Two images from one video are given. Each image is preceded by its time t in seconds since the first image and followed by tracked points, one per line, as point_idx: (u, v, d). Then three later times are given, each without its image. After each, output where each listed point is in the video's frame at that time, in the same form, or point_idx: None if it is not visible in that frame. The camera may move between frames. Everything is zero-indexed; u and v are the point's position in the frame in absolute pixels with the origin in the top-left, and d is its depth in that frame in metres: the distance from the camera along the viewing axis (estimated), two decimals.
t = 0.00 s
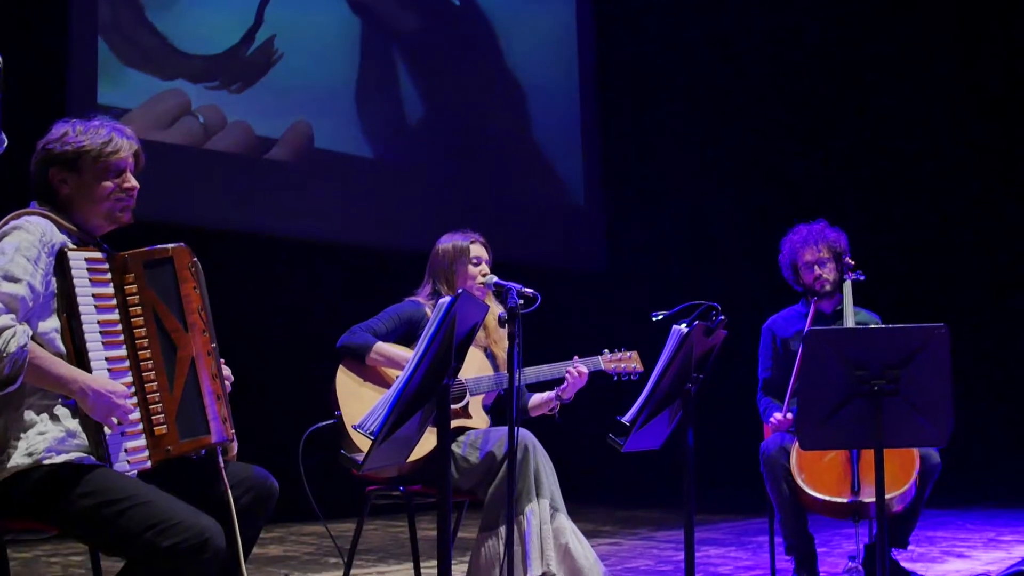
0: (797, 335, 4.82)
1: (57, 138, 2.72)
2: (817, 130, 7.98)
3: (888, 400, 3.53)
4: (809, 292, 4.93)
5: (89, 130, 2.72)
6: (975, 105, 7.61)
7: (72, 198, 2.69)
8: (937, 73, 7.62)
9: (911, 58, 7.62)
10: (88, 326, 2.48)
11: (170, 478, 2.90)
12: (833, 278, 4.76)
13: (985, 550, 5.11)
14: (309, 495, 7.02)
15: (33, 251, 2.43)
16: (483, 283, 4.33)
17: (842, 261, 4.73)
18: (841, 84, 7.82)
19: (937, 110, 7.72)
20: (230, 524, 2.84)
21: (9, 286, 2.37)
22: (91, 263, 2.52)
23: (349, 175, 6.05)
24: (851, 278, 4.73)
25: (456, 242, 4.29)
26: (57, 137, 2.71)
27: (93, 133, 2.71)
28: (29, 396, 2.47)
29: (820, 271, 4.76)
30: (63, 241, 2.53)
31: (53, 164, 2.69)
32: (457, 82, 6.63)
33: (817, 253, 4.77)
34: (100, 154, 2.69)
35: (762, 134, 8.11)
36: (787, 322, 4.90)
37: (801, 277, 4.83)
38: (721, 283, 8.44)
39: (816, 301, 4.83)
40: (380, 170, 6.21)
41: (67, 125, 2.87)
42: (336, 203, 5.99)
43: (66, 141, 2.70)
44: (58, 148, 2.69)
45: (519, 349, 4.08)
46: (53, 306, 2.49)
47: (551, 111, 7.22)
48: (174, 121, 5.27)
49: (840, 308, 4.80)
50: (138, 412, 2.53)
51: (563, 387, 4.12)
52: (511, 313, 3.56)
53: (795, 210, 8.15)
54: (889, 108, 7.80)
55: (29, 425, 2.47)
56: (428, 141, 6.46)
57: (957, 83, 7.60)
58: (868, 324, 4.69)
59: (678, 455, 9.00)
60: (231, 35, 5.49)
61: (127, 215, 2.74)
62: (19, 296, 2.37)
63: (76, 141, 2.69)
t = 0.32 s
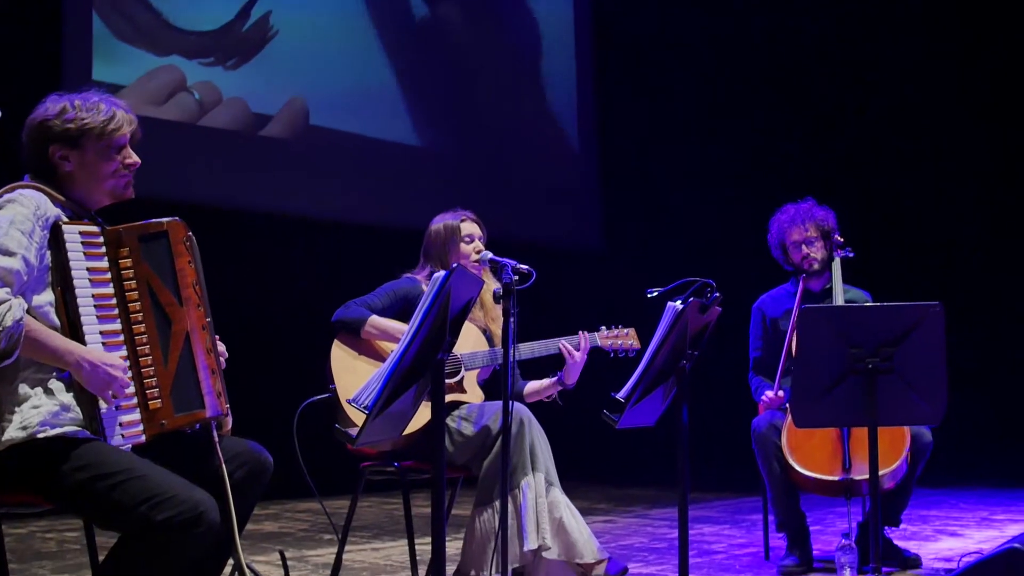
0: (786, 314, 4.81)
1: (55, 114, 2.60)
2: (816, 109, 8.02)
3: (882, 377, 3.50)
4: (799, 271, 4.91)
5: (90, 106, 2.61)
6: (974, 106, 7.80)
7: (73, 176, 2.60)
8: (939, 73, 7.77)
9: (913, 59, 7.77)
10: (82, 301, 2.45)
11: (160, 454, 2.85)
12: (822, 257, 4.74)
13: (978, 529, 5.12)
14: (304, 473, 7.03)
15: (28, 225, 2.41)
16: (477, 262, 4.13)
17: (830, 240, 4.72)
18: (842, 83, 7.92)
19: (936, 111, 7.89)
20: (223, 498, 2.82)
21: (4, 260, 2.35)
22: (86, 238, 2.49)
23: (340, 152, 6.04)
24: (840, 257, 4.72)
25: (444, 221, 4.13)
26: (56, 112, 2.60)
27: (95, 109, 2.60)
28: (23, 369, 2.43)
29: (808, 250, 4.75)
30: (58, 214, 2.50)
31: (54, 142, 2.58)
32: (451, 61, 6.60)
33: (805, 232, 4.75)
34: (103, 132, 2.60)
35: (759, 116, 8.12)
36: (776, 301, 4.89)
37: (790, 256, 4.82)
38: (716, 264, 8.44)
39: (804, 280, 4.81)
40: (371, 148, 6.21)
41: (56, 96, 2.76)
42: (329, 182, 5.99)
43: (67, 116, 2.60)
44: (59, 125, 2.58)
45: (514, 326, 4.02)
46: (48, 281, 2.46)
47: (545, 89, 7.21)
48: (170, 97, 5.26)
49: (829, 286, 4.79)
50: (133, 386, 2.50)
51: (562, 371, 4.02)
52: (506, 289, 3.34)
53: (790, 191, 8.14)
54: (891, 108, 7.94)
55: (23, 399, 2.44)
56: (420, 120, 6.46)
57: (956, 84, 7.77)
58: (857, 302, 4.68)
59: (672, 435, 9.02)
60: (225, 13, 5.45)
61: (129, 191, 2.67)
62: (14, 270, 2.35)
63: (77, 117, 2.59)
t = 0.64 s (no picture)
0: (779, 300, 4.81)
1: (55, 97, 2.58)
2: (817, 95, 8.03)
3: (880, 363, 3.49)
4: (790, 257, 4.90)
5: (90, 89, 2.59)
6: (977, 90, 7.79)
7: (74, 161, 2.58)
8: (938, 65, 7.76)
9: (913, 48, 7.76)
10: (81, 283, 2.44)
11: (158, 436, 2.85)
12: (813, 243, 4.74)
13: (976, 514, 5.13)
14: (303, 459, 7.04)
15: (27, 205, 2.40)
16: (476, 247, 4.10)
17: (821, 225, 4.72)
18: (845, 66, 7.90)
19: (941, 96, 7.89)
20: (221, 481, 2.81)
21: (4, 241, 2.34)
22: (84, 221, 2.48)
23: (336, 137, 6.04)
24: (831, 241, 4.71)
25: (444, 206, 4.12)
26: (56, 96, 2.57)
27: (95, 92, 2.58)
28: (20, 351, 2.42)
29: (799, 236, 4.74)
30: (57, 196, 2.49)
31: (54, 126, 2.56)
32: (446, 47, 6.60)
33: (795, 218, 4.75)
34: (103, 116, 2.58)
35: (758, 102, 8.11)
36: (768, 286, 4.89)
37: (781, 243, 4.81)
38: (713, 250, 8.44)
39: (795, 265, 4.81)
40: (368, 133, 6.20)
41: (50, 76, 2.72)
42: (327, 165, 5.99)
43: (67, 100, 2.57)
44: (60, 109, 2.56)
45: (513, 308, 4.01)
46: (46, 263, 2.46)
47: (541, 76, 7.20)
48: (168, 81, 5.25)
49: (820, 271, 4.80)
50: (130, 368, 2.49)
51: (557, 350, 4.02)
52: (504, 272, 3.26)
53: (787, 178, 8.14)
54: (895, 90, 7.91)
55: (21, 381, 2.42)
56: (416, 105, 6.45)
57: (959, 71, 7.77)
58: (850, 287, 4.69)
59: (670, 421, 9.03)
60: None
61: (129, 174, 2.65)
62: (15, 251, 2.34)
63: (78, 102, 2.57)
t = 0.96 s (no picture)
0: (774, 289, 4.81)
1: (53, 86, 2.57)
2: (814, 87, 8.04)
3: (879, 353, 3.48)
4: (786, 246, 4.88)
5: (89, 78, 2.58)
6: (975, 82, 7.77)
7: (73, 150, 2.58)
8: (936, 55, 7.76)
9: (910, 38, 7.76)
10: (79, 270, 2.44)
11: (157, 426, 2.85)
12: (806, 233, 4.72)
13: (974, 504, 5.14)
14: (302, 449, 7.05)
15: (26, 194, 2.39)
16: (474, 235, 4.10)
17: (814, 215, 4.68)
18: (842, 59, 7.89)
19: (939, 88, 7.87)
20: (219, 470, 2.81)
21: (3, 229, 2.33)
22: (83, 210, 2.48)
23: (334, 128, 6.03)
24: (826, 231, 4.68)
25: (443, 194, 4.12)
26: (54, 85, 2.57)
27: (93, 81, 2.57)
28: (19, 340, 2.41)
29: (793, 226, 4.72)
30: (55, 185, 2.48)
31: (52, 115, 2.56)
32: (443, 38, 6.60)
33: (788, 208, 4.71)
34: (102, 105, 2.58)
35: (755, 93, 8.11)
36: (764, 275, 4.89)
37: (775, 233, 4.79)
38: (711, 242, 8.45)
39: (790, 256, 4.81)
40: (365, 124, 6.20)
41: (50, 66, 2.72)
42: (325, 156, 5.99)
43: (65, 88, 2.57)
44: (58, 98, 2.55)
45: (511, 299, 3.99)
46: (46, 252, 2.44)
47: (537, 67, 7.20)
48: (166, 73, 5.24)
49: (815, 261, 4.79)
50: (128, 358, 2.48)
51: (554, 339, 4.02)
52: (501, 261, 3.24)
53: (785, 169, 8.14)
54: (894, 83, 7.92)
55: (19, 370, 2.42)
56: (413, 96, 6.45)
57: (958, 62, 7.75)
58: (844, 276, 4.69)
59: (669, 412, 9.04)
60: None
61: (128, 163, 2.65)
62: (14, 239, 2.33)
63: (77, 91, 2.56)
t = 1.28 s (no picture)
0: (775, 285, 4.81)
1: (54, 79, 2.57)
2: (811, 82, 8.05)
3: (878, 349, 3.47)
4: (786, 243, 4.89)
5: (89, 72, 2.58)
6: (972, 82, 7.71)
7: (72, 143, 2.58)
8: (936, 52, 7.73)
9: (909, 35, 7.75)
10: (78, 265, 2.43)
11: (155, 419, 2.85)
12: (808, 229, 4.71)
13: (971, 500, 5.13)
14: (300, 444, 7.05)
15: (25, 188, 2.37)
16: (473, 230, 4.12)
17: (817, 212, 4.67)
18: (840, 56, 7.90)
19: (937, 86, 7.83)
20: (217, 464, 2.81)
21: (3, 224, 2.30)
22: (82, 203, 2.47)
23: (332, 123, 6.03)
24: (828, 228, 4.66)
25: (442, 189, 4.12)
26: (55, 77, 2.56)
27: (93, 74, 2.57)
28: (18, 335, 2.42)
29: (795, 223, 4.71)
30: (54, 178, 2.47)
31: (52, 108, 2.55)
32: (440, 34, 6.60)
33: (791, 205, 4.71)
34: (102, 99, 2.57)
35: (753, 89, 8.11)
36: (765, 271, 4.89)
37: (778, 229, 4.78)
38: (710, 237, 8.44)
39: (791, 253, 4.82)
40: (363, 119, 6.19)
41: (50, 59, 2.71)
42: (323, 151, 5.98)
43: (66, 81, 2.57)
44: (58, 90, 2.55)
45: (510, 294, 4.00)
46: (45, 248, 2.43)
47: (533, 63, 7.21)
48: (166, 67, 5.24)
49: (815, 258, 4.80)
50: (127, 352, 2.48)
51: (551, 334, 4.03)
52: (500, 257, 3.23)
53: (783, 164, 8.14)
54: (894, 80, 7.91)
55: (18, 364, 2.42)
56: (410, 90, 6.45)
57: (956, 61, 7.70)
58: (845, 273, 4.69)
59: (667, 408, 9.05)
60: None
61: (127, 157, 2.65)
62: (13, 233, 2.30)
63: (77, 84, 2.56)
